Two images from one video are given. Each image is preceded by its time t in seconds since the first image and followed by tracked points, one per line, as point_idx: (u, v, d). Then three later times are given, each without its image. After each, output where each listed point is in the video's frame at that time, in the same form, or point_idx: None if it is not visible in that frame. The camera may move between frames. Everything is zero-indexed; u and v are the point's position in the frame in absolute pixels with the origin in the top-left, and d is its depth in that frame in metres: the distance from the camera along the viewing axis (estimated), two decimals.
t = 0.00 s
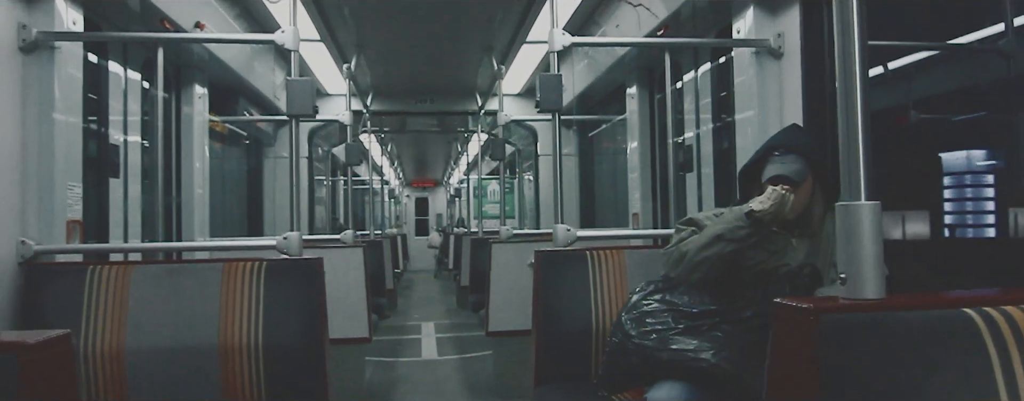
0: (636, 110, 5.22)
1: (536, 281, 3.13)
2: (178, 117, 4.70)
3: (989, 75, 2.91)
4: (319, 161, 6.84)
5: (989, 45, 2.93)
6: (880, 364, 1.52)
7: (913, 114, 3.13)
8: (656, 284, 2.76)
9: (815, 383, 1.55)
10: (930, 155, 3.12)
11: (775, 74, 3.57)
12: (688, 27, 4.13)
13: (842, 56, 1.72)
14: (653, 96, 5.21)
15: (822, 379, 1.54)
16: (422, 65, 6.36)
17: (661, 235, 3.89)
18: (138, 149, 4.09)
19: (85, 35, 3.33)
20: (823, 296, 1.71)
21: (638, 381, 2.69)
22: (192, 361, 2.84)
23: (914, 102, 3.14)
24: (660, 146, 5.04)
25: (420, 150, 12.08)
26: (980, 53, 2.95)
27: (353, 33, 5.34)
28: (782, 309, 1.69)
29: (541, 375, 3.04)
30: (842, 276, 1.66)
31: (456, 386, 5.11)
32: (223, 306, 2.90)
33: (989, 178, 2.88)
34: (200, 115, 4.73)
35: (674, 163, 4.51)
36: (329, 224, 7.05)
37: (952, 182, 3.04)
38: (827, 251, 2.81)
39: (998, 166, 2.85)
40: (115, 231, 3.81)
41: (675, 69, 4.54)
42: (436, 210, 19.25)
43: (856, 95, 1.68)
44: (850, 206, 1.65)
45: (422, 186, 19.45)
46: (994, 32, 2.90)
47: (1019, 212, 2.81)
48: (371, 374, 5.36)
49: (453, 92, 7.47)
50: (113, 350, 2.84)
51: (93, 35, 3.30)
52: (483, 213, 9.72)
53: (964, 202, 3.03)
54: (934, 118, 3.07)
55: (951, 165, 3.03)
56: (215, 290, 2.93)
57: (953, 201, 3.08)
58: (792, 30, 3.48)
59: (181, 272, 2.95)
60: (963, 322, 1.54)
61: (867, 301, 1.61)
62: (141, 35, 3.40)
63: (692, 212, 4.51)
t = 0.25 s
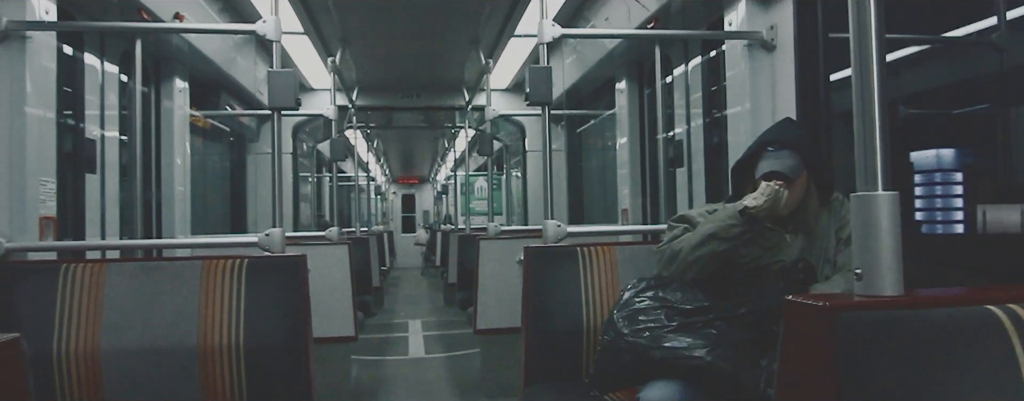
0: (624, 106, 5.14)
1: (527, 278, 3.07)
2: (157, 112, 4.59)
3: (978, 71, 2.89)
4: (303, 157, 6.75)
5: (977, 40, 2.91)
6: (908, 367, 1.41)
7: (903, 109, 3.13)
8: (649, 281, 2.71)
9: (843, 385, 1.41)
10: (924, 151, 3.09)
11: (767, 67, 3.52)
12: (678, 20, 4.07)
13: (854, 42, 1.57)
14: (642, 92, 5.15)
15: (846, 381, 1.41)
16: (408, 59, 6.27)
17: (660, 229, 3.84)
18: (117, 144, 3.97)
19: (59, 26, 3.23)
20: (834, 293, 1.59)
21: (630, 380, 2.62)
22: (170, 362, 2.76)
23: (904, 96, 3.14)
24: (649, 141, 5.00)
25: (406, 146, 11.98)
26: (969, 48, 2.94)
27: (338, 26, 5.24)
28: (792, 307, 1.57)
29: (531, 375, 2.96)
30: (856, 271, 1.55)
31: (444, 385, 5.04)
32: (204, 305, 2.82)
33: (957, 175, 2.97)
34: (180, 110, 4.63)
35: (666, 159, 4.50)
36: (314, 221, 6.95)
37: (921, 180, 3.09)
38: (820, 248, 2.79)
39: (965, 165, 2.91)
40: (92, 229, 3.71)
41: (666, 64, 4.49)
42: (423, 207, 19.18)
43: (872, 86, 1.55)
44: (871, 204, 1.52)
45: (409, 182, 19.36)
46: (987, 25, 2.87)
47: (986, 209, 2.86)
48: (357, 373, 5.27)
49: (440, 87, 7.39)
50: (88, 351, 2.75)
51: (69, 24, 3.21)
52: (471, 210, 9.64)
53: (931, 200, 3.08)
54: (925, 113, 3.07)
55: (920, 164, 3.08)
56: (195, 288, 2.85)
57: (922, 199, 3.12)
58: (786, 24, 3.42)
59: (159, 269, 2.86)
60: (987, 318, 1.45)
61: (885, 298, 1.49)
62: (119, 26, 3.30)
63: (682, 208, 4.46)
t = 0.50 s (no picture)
0: (614, 102, 5.09)
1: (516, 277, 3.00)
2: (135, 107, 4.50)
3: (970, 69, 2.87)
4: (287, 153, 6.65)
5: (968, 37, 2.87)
6: (934, 372, 1.34)
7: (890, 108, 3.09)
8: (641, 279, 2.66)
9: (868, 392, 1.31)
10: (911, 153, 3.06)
11: (759, 62, 3.47)
12: (668, 14, 4.02)
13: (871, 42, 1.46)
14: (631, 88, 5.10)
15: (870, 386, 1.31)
16: (394, 54, 6.18)
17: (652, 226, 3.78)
18: (93, 141, 3.85)
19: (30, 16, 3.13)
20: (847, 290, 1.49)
21: (623, 381, 2.56)
22: (146, 364, 2.67)
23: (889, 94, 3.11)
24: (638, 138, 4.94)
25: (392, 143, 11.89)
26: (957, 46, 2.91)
27: (321, 21, 5.15)
28: (805, 305, 1.46)
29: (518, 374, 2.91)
30: (874, 269, 1.45)
31: (430, 384, 4.97)
32: (183, 305, 2.74)
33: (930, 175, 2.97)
34: (159, 106, 4.55)
35: (655, 156, 4.46)
36: (298, 219, 6.85)
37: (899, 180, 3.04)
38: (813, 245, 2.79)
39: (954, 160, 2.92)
40: (66, 228, 3.65)
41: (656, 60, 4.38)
42: (409, 205, 19.07)
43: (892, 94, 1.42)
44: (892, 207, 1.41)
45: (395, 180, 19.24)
46: (978, 21, 2.85)
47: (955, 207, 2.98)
48: (342, 374, 5.20)
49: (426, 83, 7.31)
50: (60, 354, 2.65)
51: (43, 13, 3.11)
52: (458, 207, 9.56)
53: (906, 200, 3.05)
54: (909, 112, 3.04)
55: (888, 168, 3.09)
56: (172, 288, 2.76)
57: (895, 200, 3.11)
58: (779, 17, 3.38)
59: (134, 270, 2.76)
60: (1010, 320, 1.38)
61: (907, 297, 1.39)
62: (93, 16, 3.20)
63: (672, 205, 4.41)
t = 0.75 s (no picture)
0: (603, 99, 5.04)
1: (505, 276, 2.93)
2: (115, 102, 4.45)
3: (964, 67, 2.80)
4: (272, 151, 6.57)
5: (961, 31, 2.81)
6: (952, 381, 1.24)
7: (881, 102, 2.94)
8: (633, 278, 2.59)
9: (880, 394, 1.24)
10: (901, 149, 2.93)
11: (752, 57, 3.42)
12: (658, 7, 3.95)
13: (890, 32, 1.34)
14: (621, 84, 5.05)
15: (889, 391, 1.23)
16: (380, 49, 6.09)
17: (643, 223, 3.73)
18: (68, 138, 3.74)
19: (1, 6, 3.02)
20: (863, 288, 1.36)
21: (616, 382, 2.49)
22: (122, 367, 2.58)
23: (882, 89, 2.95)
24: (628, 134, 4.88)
25: (379, 141, 11.79)
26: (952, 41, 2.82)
27: (305, 15, 5.05)
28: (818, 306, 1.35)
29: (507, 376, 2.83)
30: (894, 268, 1.31)
31: (418, 384, 4.90)
32: (160, 306, 2.65)
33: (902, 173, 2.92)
34: (139, 101, 4.48)
35: (645, 153, 4.40)
36: (284, 217, 6.74)
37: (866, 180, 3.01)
38: (809, 243, 2.74)
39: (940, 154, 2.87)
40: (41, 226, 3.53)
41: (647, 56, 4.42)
42: (396, 203, 18.95)
43: (914, 81, 1.31)
44: (917, 209, 1.27)
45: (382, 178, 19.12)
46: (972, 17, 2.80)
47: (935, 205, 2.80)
48: (327, 374, 5.11)
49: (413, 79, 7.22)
50: (32, 358, 2.55)
51: (18, 1, 3.00)
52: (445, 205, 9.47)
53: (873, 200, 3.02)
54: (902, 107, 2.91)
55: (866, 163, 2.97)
56: (149, 288, 2.67)
57: (868, 196, 3.04)
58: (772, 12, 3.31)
59: (109, 269, 2.67)
60: None
61: (929, 300, 1.27)
62: (68, 7, 3.10)
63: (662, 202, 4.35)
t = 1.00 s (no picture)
0: (595, 99, 4.97)
1: (495, 277, 2.86)
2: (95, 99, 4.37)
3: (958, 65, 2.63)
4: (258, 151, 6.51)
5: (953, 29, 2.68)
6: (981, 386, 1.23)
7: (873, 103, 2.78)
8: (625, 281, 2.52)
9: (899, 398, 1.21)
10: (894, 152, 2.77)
11: (746, 54, 3.36)
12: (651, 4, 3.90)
13: (920, 36, 1.34)
14: (612, 83, 4.99)
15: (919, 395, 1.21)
16: (368, 47, 6.01)
17: (635, 223, 3.66)
18: (46, 135, 3.66)
19: None
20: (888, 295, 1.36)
21: (610, 387, 2.42)
22: (98, 371, 2.49)
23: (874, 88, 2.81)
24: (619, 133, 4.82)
25: (367, 140, 11.69)
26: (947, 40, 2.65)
27: (291, 11, 4.96)
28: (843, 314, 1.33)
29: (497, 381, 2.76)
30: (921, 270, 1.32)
31: (406, 386, 4.82)
32: (137, 309, 2.57)
33: (876, 175, 2.86)
34: (119, 99, 4.40)
35: (637, 152, 4.33)
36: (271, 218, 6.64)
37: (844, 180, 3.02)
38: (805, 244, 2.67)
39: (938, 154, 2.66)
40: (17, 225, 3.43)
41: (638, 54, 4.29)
42: (385, 203, 18.85)
43: (941, 85, 1.32)
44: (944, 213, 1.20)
45: (370, 178, 19.05)
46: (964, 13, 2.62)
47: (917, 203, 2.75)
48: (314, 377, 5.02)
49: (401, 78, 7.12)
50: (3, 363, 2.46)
51: None
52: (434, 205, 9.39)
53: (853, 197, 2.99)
54: (894, 108, 2.74)
55: (842, 164, 3.00)
56: (126, 290, 2.58)
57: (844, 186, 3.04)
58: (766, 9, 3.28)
59: (85, 271, 2.58)
60: None
61: (959, 302, 1.27)
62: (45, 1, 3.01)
63: (655, 201, 4.28)
